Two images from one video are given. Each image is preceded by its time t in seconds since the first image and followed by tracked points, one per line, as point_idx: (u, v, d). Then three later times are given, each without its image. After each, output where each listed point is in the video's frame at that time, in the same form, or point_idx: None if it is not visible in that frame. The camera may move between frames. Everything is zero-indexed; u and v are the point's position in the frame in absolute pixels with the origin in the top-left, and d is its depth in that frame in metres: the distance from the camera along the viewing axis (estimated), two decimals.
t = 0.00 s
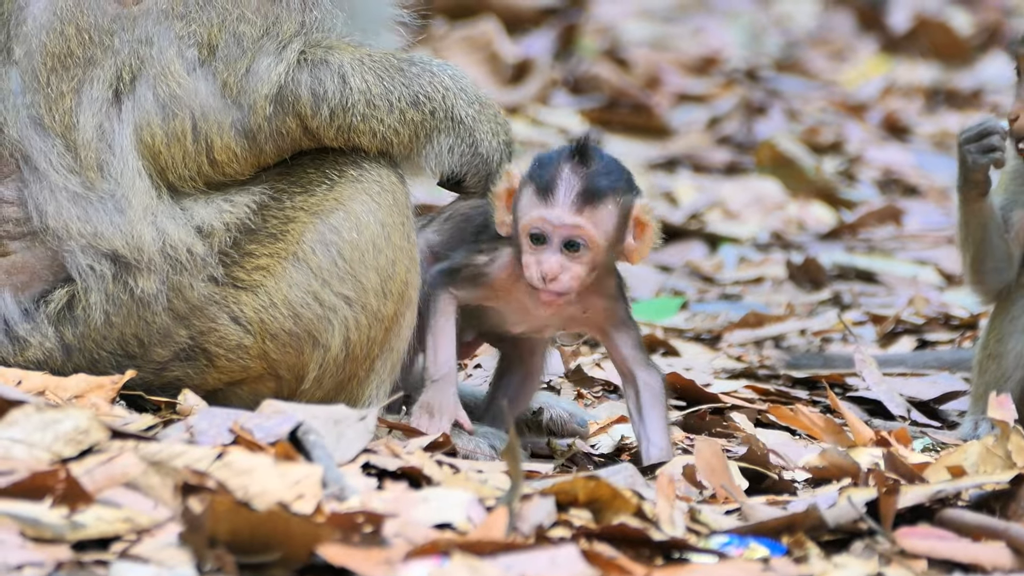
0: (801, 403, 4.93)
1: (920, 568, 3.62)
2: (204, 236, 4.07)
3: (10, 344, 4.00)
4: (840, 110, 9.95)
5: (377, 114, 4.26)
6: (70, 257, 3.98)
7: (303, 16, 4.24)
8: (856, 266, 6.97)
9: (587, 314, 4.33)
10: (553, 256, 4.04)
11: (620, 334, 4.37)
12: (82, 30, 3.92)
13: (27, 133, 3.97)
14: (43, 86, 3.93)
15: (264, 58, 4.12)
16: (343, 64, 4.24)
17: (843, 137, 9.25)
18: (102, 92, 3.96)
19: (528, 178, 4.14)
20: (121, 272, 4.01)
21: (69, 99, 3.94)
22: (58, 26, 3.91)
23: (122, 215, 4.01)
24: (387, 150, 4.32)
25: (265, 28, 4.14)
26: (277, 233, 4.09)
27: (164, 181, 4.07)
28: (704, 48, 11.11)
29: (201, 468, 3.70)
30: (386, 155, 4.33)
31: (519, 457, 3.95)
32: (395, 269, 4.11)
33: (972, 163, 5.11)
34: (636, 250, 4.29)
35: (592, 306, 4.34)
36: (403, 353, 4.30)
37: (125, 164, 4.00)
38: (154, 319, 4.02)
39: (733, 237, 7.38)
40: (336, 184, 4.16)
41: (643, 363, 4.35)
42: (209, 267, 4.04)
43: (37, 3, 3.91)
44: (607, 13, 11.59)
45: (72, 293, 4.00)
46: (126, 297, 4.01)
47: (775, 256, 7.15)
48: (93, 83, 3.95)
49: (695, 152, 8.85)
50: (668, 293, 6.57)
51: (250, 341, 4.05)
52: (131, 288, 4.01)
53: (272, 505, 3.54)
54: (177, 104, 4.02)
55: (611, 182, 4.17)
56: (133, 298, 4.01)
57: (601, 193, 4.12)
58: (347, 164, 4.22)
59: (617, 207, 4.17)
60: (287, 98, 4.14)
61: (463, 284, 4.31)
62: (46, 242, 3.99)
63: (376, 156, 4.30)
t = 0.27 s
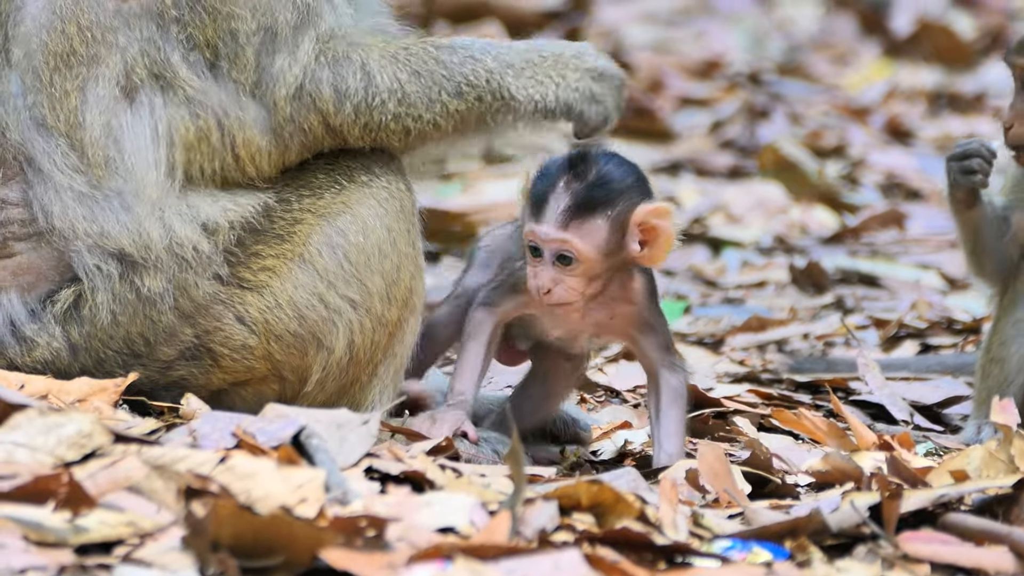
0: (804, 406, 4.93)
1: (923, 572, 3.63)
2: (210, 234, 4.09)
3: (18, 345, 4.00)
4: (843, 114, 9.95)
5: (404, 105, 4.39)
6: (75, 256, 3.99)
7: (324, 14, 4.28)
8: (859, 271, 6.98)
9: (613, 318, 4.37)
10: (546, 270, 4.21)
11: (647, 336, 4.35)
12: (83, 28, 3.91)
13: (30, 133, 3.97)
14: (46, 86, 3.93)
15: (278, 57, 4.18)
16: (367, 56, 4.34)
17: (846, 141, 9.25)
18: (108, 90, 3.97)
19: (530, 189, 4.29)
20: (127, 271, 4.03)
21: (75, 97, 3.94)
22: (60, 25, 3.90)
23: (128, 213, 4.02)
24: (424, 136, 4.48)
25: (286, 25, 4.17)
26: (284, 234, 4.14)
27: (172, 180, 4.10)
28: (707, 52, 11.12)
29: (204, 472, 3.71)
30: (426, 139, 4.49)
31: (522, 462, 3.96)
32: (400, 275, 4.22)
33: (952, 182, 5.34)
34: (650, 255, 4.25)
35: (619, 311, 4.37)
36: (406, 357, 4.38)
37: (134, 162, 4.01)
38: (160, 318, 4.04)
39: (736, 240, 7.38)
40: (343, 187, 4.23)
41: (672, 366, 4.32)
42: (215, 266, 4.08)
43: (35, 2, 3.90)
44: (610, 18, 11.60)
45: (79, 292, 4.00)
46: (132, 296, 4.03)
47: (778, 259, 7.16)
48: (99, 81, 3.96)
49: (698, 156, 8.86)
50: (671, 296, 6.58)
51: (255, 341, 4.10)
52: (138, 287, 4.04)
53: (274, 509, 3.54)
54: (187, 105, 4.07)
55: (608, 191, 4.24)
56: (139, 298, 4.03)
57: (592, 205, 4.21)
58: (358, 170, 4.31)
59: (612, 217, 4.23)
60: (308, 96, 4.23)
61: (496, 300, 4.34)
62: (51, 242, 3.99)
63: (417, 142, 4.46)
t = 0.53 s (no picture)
0: (806, 411, 4.94)
1: None
2: (210, 233, 4.09)
3: (21, 349, 3.98)
4: (845, 119, 9.96)
5: (427, 77, 4.51)
6: (76, 259, 3.99)
7: (336, 5, 4.34)
8: (861, 276, 6.99)
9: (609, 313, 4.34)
10: (520, 267, 4.25)
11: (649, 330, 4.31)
12: (86, 32, 3.89)
13: (30, 139, 3.95)
14: (49, 90, 3.90)
15: (297, 52, 4.22)
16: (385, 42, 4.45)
17: (848, 147, 9.26)
18: (115, 93, 3.97)
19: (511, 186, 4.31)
20: (128, 273, 4.03)
21: (80, 101, 3.92)
22: (60, 29, 3.87)
23: (130, 215, 4.02)
24: (450, 107, 4.58)
25: (305, 19, 4.21)
26: (290, 234, 4.12)
27: (175, 183, 4.09)
28: (709, 60, 11.15)
29: (206, 477, 3.72)
30: (453, 112, 4.60)
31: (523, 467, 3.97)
32: (403, 282, 4.20)
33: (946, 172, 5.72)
34: (623, 252, 4.16)
35: (613, 305, 4.33)
36: (410, 364, 4.35)
37: (142, 161, 4.01)
38: (163, 318, 4.03)
39: (738, 246, 7.40)
40: (349, 186, 4.20)
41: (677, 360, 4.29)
42: (216, 265, 4.06)
43: (34, 7, 3.88)
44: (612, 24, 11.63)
45: (81, 296, 3.99)
46: (135, 298, 4.02)
47: (780, 265, 7.17)
48: (104, 84, 3.95)
49: (700, 161, 8.87)
50: (673, 301, 6.59)
51: (258, 340, 4.08)
52: (140, 290, 4.03)
53: (276, 514, 3.54)
54: (202, 101, 4.11)
55: (575, 188, 4.19)
56: (141, 299, 4.02)
57: (562, 200, 4.18)
58: (366, 167, 4.26)
59: (580, 212, 4.18)
60: (331, 86, 4.29)
61: (491, 301, 4.36)
62: (51, 247, 3.99)
63: (443, 112, 4.56)
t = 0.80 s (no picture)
0: (806, 415, 4.95)
1: None
2: (212, 241, 4.07)
3: (25, 360, 3.99)
4: (846, 124, 9.96)
5: (422, 81, 4.37)
6: (80, 267, 3.99)
7: (337, 13, 4.28)
8: (862, 280, 7.00)
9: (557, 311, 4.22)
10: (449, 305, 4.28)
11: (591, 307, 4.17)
12: (95, 41, 3.91)
13: (35, 148, 3.97)
14: (55, 99, 3.92)
15: (297, 62, 4.17)
16: (383, 49, 4.35)
17: (849, 150, 9.26)
18: (119, 102, 3.97)
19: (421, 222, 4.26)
20: (132, 282, 4.02)
21: (85, 109, 3.94)
22: (69, 37, 3.90)
23: (134, 224, 4.02)
24: (446, 109, 4.42)
25: (307, 29, 4.17)
26: (293, 238, 4.09)
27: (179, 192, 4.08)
28: (710, 64, 11.15)
29: (206, 481, 3.72)
30: (450, 115, 4.44)
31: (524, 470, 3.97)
32: (405, 284, 4.09)
33: (936, 156, 5.86)
34: (512, 262, 4.03)
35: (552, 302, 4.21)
36: (412, 369, 4.27)
37: (144, 170, 4.02)
38: (166, 324, 4.02)
39: (739, 250, 7.40)
40: (352, 191, 4.16)
41: (630, 342, 4.13)
42: (218, 271, 4.04)
43: (43, 17, 3.91)
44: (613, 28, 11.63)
45: (85, 304, 4.00)
46: (139, 307, 4.02)
47: (780, 268, 7.17)
48: (109, 93, 3.96)
49: (701, 165, 8.88)
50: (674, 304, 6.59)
51: (262, 342, 4.04)
52: (143, 298, 4.02)
53: (277, 518, 3.55)
54: (204, 110, 4.10)
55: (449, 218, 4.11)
56: (145, 307, 4.02)
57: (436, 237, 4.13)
58: (369, 171, 4.22)
59: (462, 232, 4.10)
60: (329, 96, 4.22)
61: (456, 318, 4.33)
62: (54, 255, 3.99)
63: (439, 116, 4.41)
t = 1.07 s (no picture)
0: (806, 419, 4.94)
1: None
2: (212, 247, 4.06)
3: (25, 366, 3.98)
4: (846, 127, 9.95)
5: (419, 88, 4.37)
6: (78, 274, 3.98)
7: (335, 20, 4.25)
8: (862, 284, 7.00)
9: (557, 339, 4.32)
10: (495, 300, 4.20)
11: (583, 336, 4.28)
12: (93, 46, 3.90)
13: (32, 153, 3.94)
14: (53, 104, 3.90)
15: (294, 69, 4.16)
16: (380, 55, 4.35)
17: (849, 154, 9.25)
18: (118, 108, 3.96)
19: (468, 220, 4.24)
20: (131, 288, 4.01)
21: (83, 115, 3.93)
22: (66, 43, 3.88)
23: (132, 230, 4.01)
24: (443, 116, 4.43)
25: (303, 36, 4.16)
26: (292, 241, 4.09)
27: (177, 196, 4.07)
28: (710, 66, 11.14)
29: (206, 484, 3.72)
30: (447, 122, 4.44)
31: (523, 474, 3.97)
32: (404, 288, 4.12)
33: (939, 152, 5.77)
34: (586, 270, 4.22)
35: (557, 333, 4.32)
36: (410, 372, 4.28)
37: (143, 175, 4.01)
38: (164, 329, 4.02)
39: (739, 254, 7.41)
40: (351, 195, 4.15)
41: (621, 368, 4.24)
42: (217, 277, 4.04)
43: (40, 22, 3.89)
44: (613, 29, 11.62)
45: (83, 309, 3.99)
46: (137, 312, 4.01)
47: (780, 272, 7.17)
48: (107, 99, 3.95)
49: (701, 167, 8.87)
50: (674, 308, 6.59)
51: (261, 346, 4.03)
52: (142, 304, 4.02)
53: (277, 521, 3.55)
54: (201, 116, 4.08)
55: (541, 215, 4.20)
56: (144, 313, 4.01)
57: (532, 228, 4.18)
58: (367, 175, 4.21)
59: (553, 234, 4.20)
60: (325, 103, 4.22)
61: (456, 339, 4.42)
62: (52, 260, 3.98)
63: (437, 122, 4.42)
